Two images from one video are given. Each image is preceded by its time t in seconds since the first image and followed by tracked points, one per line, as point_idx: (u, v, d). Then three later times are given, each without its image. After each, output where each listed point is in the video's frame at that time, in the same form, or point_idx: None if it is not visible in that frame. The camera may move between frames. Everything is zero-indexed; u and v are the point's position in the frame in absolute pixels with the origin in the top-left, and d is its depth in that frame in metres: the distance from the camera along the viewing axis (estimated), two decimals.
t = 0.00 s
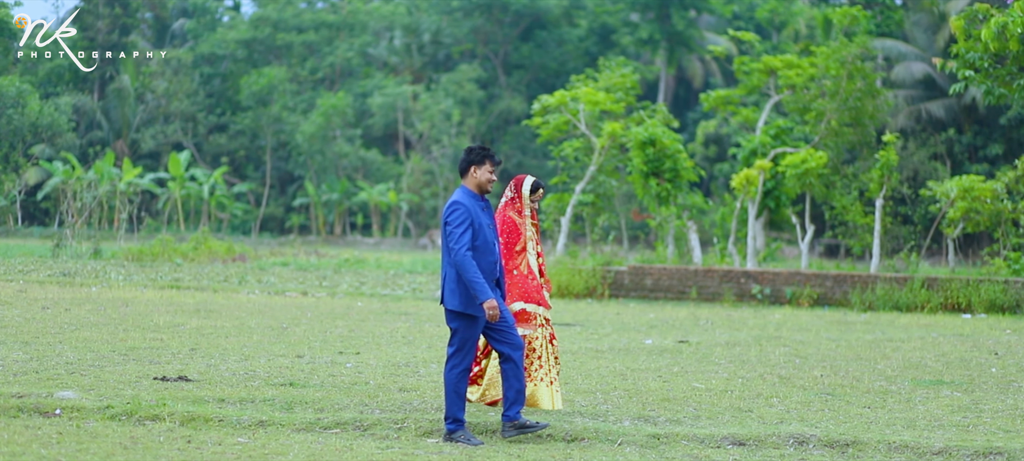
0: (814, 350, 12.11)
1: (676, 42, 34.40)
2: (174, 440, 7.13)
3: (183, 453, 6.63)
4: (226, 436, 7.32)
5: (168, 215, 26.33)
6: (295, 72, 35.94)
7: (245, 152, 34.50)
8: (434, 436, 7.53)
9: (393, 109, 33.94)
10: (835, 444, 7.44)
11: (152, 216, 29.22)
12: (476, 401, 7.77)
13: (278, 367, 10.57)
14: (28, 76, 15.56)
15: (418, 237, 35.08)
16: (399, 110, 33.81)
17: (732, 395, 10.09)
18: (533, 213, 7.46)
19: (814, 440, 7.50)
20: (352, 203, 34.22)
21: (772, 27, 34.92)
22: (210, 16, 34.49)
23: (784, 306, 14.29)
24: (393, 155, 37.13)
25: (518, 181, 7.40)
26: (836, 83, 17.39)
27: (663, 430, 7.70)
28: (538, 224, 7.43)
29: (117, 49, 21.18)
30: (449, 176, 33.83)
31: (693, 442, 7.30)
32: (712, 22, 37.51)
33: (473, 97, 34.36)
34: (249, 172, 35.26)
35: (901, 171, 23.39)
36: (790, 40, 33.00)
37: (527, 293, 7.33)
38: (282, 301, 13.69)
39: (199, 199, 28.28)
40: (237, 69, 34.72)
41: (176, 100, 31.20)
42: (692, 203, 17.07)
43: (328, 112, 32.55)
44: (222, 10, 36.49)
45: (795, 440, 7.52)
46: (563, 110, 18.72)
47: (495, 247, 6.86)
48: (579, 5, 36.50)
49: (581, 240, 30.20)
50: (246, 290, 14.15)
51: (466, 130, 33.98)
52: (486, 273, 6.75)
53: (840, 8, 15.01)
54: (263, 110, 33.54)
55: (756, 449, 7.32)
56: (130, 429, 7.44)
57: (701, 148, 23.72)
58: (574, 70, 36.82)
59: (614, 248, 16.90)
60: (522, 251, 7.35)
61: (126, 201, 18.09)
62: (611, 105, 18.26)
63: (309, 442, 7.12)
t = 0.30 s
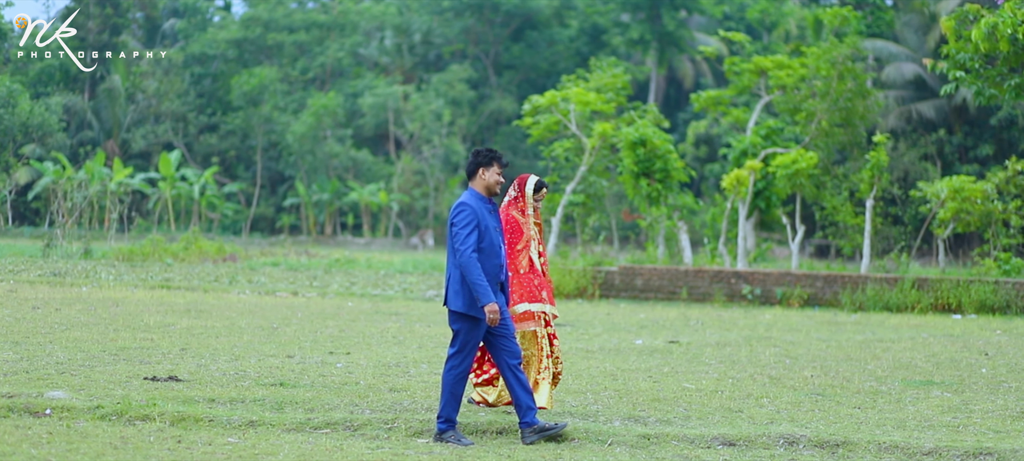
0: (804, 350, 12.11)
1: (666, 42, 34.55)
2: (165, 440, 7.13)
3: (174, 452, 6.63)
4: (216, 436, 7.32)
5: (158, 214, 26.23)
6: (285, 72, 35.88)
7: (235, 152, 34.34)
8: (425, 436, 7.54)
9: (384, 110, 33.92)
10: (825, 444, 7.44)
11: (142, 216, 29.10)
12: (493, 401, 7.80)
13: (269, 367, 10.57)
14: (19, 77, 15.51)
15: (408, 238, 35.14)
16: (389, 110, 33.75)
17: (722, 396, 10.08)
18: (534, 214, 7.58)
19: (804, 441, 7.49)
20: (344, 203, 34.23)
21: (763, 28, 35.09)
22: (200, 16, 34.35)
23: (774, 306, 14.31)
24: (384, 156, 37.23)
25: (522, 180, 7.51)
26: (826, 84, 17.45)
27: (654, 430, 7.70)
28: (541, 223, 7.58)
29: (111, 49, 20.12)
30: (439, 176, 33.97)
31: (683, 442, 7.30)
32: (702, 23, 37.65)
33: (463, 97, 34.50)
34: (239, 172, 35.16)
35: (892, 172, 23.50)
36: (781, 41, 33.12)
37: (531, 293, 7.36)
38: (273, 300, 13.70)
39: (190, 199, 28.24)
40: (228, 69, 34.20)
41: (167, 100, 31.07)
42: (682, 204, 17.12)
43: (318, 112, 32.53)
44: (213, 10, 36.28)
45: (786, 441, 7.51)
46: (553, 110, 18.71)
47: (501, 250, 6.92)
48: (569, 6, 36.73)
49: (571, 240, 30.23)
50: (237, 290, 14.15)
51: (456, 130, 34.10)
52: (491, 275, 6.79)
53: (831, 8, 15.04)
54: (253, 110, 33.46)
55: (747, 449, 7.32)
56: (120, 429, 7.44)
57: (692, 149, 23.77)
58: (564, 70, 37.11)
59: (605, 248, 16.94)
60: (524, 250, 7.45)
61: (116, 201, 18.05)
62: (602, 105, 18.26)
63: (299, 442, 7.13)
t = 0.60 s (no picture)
0: (794, 351, 12.12)
1: (657, 43, 34.66)
2: (154, 440, 7.11)
3: (164, 453, 6.62)
4: (206, 436, 7.31)
5: (149, 214, 26.20)
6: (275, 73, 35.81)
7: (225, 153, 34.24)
8: (414, 436, 7.53)
9: (375, 110, 33.95)
10: (815, 445, 7.42)
11: (132, 216, 29.03)
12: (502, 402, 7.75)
13: (259, 368, 10.56)
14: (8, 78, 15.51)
15: (399, 238, 35.23)
16: (380, 111, 33.77)
17: (712, 396, 10.08)
18: (532, 214, 7.48)
19: (794, 442, 7.48)
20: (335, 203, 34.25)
21: (753, 28, 35.21)
22: (191, 16, 34.20)
23: (764, 306, 14.33)
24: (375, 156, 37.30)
25: (521, 181, 7.38)
26: (816, 85, 17.55)
27: (642, 431, 7.70)
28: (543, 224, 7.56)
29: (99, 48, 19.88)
30: (430, 176, 34.11)
31: (672, 443, 7.29)
32: (692, 23, 37.73)
33: (453, 98, 34.55)
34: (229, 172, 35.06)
35: (882, 172, 23.59)
36: (771, 41, 33.27)
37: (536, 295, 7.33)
38: (263, 301, 13.71)
39: (180, 199, 28.21)
40: (218, 70, 34.58)
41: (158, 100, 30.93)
42: (672, 204, 17.15)
43: (309, 112, 32.53)
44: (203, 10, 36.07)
45: (775, 441, 7.51)
46: (543, 111, 18.72)
47: (509, 252, 6.91)
48: (560, 7, 36.87)
49: (561, 240, 30.29)
50: (227, 290, 14.16)
51: (446, 131, 34.20)
52: (496, 276, 6.79)
53: (821, 10, 15.11)
54: (244, 110, 33.44)
55: (736, 450, 7.31)
56: (109, 429, 7.42)
57: (681, 150, 23.82)
58: (555, 71, 37.22)
59: (594, 249, 16.97)
60: (526, 251, 7.39)
61: (107, 201, 18.05)
62: (592, 106, 18.28)
63: (289, 443, 7.13)
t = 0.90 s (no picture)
0: (783, 352, 12.11)
1: (646, 43, 34.75)
2: (143, 442, 7.06)
3: (153, 454, 6.58)
4: (196, 437, 7.28)
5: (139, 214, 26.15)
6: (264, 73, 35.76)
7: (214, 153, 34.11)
8: (405, 437, 7.51)
9: (364, 111, 33.99)
10: (805, 446, 7.33)
11: (122, 217, 28.95)
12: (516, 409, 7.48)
13: (249, 368, 10.52)
14: None
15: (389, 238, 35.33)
16: (369, 111, 33.81)
17: (701, 397, 10.02)
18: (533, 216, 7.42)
19: (784, 443, 7.40)
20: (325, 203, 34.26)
21: (743, 29, 35.32)
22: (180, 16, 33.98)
23: (754, 307, 14.38)
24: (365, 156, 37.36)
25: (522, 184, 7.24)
26: (806, 85, 17.63)
27: (630, 431, 7.64)
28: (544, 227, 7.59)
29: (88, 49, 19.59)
30: (419, 177, 34.24)
31: (661, 444, 7.19)
32: (681, 24, 37.85)
33: (443, 98, 34.60)
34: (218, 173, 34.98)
35: (871, 173, 23.70)
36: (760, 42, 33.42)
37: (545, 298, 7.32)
38: (252, 301, 13.73)
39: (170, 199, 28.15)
40: (207, 70, 34.65)
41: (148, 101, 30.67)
42: (662, 205, 17.19)
43: (298, 113, 32.53)
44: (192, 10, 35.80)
45: (764, 442, 7.44)
46: (532, 111, 18.73)
47: (520, 251, 6.91)
48: (549, 7, 37.00)
49: (551, 240, 30.35)
50: (216, 291, 14.15)
51: (435, 131, 34.28)
52: (505, 274, 6.80)
53: (811, 11, 15.19)
54: (233, 111, 33.41)
55: (725, 451, 7.24)
56: (98, 430, 7.37)
57: (671, 150, 23.85)
58: (544, 71, 37.35)
59: (584, 249, 17.00)
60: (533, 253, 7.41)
61: (96, 202, 18.02)
62: (581, 107, 18.31)
63: (278, 443, 7.11)
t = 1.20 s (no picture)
0: (772, 352, 12.12)
1: (635, 44, 34.90)
2: (132, 442, 7.03)
3: (142, 455, 6.56)
4: (184, 437, 7.26)
5: (127, 215, 26.09)
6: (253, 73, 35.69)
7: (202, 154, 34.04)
8: (394, 437, 7.41)
9: (353, 111, 34.06)
10: (794, 446, 7.28)
11: (111, 217, 28.84)
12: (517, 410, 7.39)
13: (238, 369, 10.52)
14: None
15: (377, 239, 35.47)
16: (358, 112, 33.88)
17: (690, 397, 9.98)
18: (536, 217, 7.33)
19: (772, 443, 7.34)
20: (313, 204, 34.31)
21: (732, 30, 35.51)
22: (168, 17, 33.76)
23: (742, 308, 14.43)
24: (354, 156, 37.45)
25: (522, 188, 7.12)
26: (795, 86, 17.70)
27: (619, 432, 7.60)
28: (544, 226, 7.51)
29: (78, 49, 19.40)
30: (407, 178, 34.43)
31: (650, 444, 7.15)
32: (670, 25, 38.02)
33: (432, 99, 34.69)
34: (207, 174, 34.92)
35: (860, 174, 23.84)
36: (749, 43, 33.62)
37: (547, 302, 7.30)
38: (241, 302, 13.75)
39: (158, 200, 28.10)
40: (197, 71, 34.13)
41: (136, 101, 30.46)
42: (650, 206, 17.23)
43: (287, 113, 32.57)
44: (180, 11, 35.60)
45: (753, 442, 7.39)
46: (521, 112, 18.76)
47: (523, 250, 6.92)
48: (538, 8, 37.18)
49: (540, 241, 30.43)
50: (205, 291, 14.16)
51: (424, 132, 34.40)
52: (507, 274, 6.80)
53: (800, 12, 15.26)
54: (222, 111, 33.33)
55: (714, 451, 7.19)
56: (87, 431, 7.35)
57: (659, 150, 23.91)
58: (533, 72, 37.55)
59: (572, 250, 17.04)
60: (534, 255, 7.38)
61: (85, 202, 18.01)
62: (569, 107, 18.35)
63: (267, 444, 7.08)
